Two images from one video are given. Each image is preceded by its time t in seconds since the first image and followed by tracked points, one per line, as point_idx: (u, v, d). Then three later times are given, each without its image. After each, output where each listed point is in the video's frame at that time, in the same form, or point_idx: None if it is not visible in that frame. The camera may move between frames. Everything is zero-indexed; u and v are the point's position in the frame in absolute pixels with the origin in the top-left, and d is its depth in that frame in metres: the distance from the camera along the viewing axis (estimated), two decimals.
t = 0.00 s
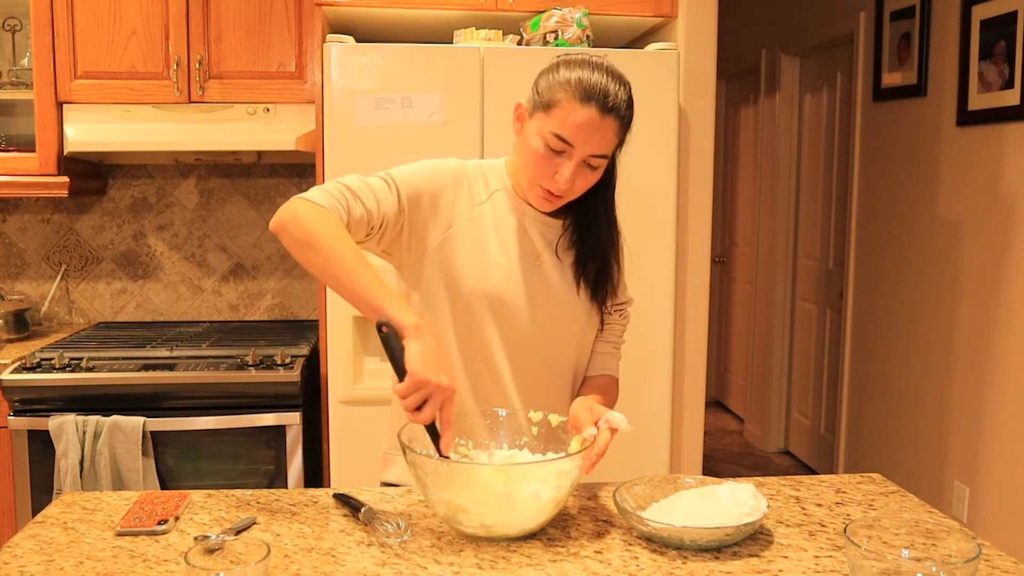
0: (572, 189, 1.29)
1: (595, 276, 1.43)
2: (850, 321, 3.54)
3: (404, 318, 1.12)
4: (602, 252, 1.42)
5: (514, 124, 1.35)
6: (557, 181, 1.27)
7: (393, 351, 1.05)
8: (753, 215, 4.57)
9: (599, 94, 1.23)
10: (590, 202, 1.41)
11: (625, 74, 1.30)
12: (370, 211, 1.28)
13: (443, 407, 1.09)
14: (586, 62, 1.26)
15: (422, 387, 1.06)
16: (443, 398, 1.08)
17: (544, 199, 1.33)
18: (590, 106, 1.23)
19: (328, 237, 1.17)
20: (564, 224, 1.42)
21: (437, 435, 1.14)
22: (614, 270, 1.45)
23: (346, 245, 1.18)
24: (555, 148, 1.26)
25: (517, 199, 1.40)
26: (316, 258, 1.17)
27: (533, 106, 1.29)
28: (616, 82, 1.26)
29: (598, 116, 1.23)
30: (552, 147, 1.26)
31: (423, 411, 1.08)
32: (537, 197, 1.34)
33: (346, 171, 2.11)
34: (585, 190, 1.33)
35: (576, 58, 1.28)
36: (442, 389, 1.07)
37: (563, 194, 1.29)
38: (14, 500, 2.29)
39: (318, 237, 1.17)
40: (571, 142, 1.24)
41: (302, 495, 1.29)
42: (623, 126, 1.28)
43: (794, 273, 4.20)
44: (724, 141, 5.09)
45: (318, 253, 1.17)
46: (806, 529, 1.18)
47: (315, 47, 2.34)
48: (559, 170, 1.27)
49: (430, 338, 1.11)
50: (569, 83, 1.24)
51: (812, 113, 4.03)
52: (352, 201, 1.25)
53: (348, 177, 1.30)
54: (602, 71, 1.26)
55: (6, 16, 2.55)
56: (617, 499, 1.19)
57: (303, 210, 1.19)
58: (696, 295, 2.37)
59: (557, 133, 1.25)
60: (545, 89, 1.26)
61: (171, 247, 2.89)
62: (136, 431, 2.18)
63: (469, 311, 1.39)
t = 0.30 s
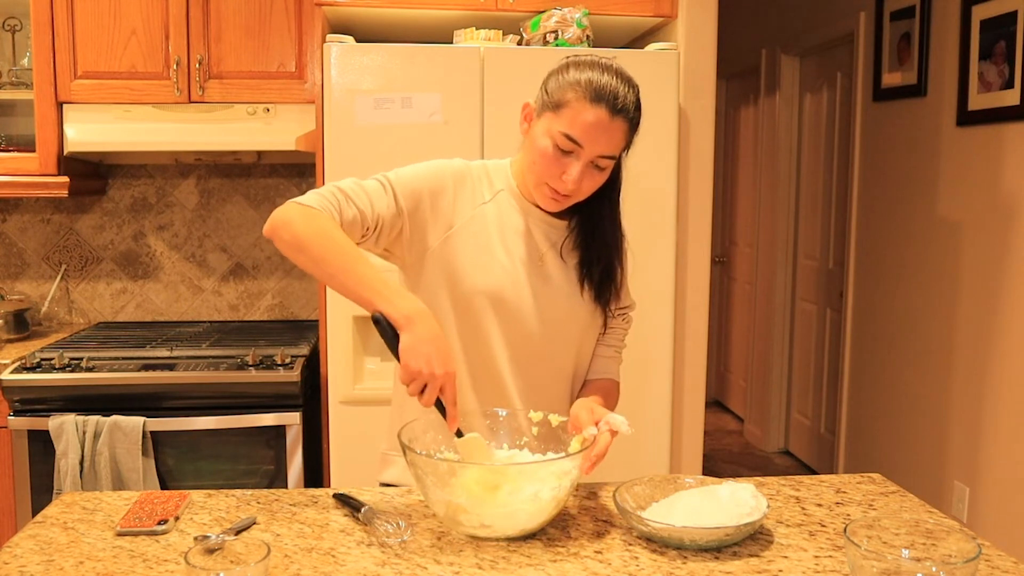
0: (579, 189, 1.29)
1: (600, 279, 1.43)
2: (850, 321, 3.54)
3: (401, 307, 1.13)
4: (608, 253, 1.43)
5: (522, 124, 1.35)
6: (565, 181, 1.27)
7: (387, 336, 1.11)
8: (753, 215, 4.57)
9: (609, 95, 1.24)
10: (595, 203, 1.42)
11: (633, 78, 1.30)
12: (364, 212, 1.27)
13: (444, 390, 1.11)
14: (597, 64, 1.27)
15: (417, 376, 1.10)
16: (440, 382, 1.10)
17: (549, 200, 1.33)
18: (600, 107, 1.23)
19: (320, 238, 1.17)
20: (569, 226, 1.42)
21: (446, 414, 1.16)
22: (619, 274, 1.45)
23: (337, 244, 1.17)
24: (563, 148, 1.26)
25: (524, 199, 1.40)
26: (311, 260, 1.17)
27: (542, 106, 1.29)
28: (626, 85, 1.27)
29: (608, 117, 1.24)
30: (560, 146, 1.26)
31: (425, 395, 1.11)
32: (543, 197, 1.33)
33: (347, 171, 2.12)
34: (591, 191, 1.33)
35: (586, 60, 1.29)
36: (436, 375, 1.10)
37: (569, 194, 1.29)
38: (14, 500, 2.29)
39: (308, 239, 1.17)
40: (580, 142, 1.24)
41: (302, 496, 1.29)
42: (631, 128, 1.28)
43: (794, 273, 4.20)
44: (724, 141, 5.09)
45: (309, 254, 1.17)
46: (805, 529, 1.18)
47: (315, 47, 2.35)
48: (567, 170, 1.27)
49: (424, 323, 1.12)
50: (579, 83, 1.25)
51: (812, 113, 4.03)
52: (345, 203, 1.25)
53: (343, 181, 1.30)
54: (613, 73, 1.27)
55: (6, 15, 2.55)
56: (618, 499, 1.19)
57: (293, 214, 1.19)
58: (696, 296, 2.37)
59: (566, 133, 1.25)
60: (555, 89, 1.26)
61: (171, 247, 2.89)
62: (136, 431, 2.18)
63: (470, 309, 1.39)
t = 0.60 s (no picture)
0: (579, 187, 1.29)
1: (600, 278, 1.43)
2: (850, 321, 3.54)
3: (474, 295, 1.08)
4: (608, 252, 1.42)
5: (521, 125, 1.35)
6: (565, 179, 1.27)
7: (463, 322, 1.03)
8: (753, 215, 4.57)
9: (605, 91, 1.24)
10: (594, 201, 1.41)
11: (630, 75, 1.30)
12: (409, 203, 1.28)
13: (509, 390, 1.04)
14: (592, 62, 1.27)
15: (488, 367, 1.02)
16: (509, 378, 1.03)
17: (552, 198, 1.33)
18: (597, 103, 1.23)
19: (383, 227, 1.17)
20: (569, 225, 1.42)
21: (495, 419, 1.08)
22: (619, 272, 1.45)
23: (401, 231, 1.17)
24: (562, 146, 1.26)
25: (526, 200, 1.40)
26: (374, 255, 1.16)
27: (539, 105, 1.29)
28: (622, 81, 1.27)
29: (605, 113, 1.24)
30: (560, 144, 1.26)
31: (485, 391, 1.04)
32: (545, 197, 1.33)
33: (346, 171, 2.12)
34: (592, 189, 1.32)
35: (582, 58, 1.29)
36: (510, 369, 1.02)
37: (571, 192, 1.29)
38: (14, 500, 2.29)
39: (373, 227, 1.17)
40: (579, 139, 1.24)
41: (302, 496, 1.29)
42: (629, 124, 1.28)
43: (794, 273, 4.20)
44: (724, 141, 5.09)
45: (373, 242, 1.16)
46: (805, 529, 1.18)
47: (315, 46, 2.35)
48: (566, 167, 1.27)
49: (502, 312, 1.06)
50: (575, 81, 1.25)
51: (812, 113, 4.03)
52: (395, 193, 1.25)
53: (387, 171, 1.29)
54: (608, 70, 1.27)
55: (7, 16, 2.55)
56: (617, 498, 1.19)
57: (351, 202, 1.19)
58: (696, 296, 2.37)
59: (564, 130, 1.25)
60: (551, 88, 1.27)
61: (171, 247, 2.89)
62: (136, 431, 2.18)
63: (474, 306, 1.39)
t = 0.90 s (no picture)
0: (596, 193, 1.29)
1: (609, 284, 1.44)
2: (850, 321, 3.54)
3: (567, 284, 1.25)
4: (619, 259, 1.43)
5: (540, 130, 1.35)
6: (583, 184, 1.27)
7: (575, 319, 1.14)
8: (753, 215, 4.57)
9: (624, 99, 1.24)
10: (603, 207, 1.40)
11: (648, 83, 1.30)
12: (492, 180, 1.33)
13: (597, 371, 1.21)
14: (613, 69, 1.27)
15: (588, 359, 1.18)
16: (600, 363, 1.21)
17: (568, 203, 1.33)
18: (617, 111, 1.23)
19: (495, 195, 1.23)
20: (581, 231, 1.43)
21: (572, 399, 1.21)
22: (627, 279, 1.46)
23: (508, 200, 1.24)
24: (581, 152, 1.26)
25: (542, 202, 1.40)
26: (481, 223, 1.22)
27: (559, 111, 1.29)
28: (642, 90, 1.27)
29: (625, 121, 1.24)
30: (579, 150, 1.26)
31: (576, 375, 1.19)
32: (562, 201, 1.34)
33: (346, 171, 2.12)
34: (608, 194, 1.33)
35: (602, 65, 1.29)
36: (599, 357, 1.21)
37: (587, 197, 1.29)
38: (14, 500, 2.29)
39: (487, 192, 1.22)
40: (599, 146, 1.24)
41: (302, 495, 1.29)
42: (648, 132, 1.28)
43: (794, 273, 4.20)
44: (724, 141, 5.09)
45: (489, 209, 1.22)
46: (806, 529, 1.18)
47: (315, 47, 2.34)
48: (584, 173, 1.27)
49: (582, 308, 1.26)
50: (596, 87, 1.25)
51: (812, 113, 4.03)
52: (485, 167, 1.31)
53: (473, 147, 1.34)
54: (628, 79, 1.27)
55: (7, 16, 2.55)
56: (618, 499, 1.19)
57: (462, 166, 1.24)
58: (697, 296, 2.37)
59: (584, 136, 1.25)
60: (572, 94, 1.27)
61: (171, 247, 2.89)
62: (136, 431, 2.18)
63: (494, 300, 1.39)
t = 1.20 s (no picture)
0: (604, 194, 1.29)
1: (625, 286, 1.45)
2: (851, 321, 3.54)
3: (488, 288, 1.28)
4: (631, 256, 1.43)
5: (549, 128, 1.34)
6: (592, 185, 1.28)
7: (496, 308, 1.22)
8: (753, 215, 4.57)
9: (639, 103, 1.25)
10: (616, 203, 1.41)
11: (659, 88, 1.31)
12: (429, 196, 1.26)
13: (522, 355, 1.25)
14: (627, 72, 1.28)
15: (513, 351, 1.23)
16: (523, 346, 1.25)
17: (573, 204, 1.33)
18: (631, 114, 1.24)
19: (404, 226, 1.19)
20: (592, 235, 1.41)
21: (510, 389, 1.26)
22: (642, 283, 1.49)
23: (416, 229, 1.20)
24: (591, 153, 1.26)
25: (548, 203, 1.38)
26: (402, 250, 1.20)
27: (571, 110, 1.29)
28: (655, 95, 1.28)
29: (638, 125, 1.24)
30: (590, 151, 1.26)
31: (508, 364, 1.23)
32: (566, 201, 1.33)
33: (347, 171, 2.11)
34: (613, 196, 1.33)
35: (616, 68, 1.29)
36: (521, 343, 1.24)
37: (594, 199, 1.30)
38: (14, 500, 2.29)
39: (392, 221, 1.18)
40: (610, 148, 1.25)
41: (302, 495, 1.29)
42: (658, 137, 1.29)
43: (794, 273, 4.20)
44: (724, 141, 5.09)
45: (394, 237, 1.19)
46: (806, 529, 1.18)
47: (315, 47, 2.34)
48: (594, 175, 1.27)
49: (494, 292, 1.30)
50: (611, 89, 1.25)
51: (812, 113, 4.03)
52: (415, 185, 1.24)
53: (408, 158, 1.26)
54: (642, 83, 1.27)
55: (7, 16, 2.55)
56: (618, 499, 1.19)
57: (371, 194, 1.18)
58: (697, 296, 2.37)
59: (596, 137, 1.25)
60: (585, 94, 1.27)
61: (171, 247, 2.89)
62: (136, 431, 2.18)
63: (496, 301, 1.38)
